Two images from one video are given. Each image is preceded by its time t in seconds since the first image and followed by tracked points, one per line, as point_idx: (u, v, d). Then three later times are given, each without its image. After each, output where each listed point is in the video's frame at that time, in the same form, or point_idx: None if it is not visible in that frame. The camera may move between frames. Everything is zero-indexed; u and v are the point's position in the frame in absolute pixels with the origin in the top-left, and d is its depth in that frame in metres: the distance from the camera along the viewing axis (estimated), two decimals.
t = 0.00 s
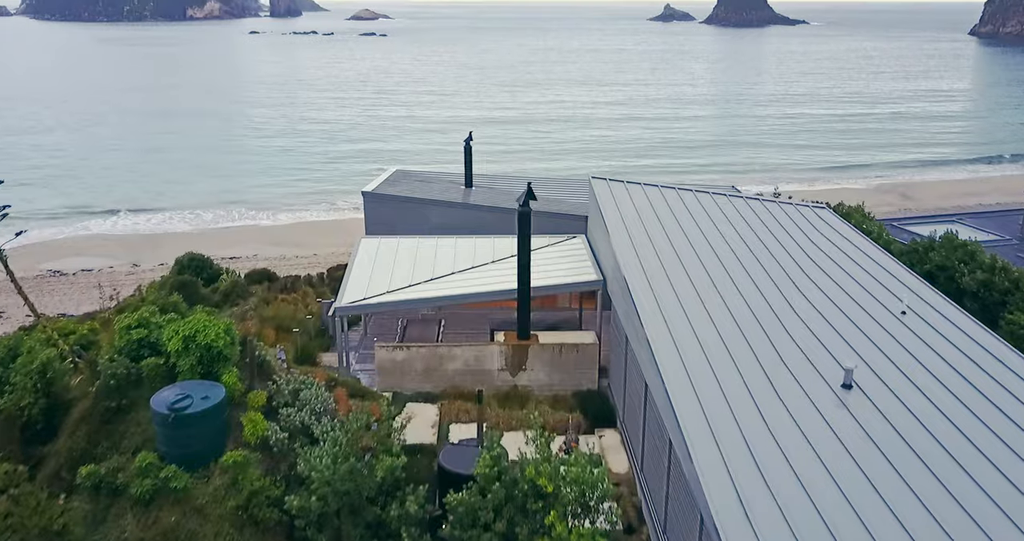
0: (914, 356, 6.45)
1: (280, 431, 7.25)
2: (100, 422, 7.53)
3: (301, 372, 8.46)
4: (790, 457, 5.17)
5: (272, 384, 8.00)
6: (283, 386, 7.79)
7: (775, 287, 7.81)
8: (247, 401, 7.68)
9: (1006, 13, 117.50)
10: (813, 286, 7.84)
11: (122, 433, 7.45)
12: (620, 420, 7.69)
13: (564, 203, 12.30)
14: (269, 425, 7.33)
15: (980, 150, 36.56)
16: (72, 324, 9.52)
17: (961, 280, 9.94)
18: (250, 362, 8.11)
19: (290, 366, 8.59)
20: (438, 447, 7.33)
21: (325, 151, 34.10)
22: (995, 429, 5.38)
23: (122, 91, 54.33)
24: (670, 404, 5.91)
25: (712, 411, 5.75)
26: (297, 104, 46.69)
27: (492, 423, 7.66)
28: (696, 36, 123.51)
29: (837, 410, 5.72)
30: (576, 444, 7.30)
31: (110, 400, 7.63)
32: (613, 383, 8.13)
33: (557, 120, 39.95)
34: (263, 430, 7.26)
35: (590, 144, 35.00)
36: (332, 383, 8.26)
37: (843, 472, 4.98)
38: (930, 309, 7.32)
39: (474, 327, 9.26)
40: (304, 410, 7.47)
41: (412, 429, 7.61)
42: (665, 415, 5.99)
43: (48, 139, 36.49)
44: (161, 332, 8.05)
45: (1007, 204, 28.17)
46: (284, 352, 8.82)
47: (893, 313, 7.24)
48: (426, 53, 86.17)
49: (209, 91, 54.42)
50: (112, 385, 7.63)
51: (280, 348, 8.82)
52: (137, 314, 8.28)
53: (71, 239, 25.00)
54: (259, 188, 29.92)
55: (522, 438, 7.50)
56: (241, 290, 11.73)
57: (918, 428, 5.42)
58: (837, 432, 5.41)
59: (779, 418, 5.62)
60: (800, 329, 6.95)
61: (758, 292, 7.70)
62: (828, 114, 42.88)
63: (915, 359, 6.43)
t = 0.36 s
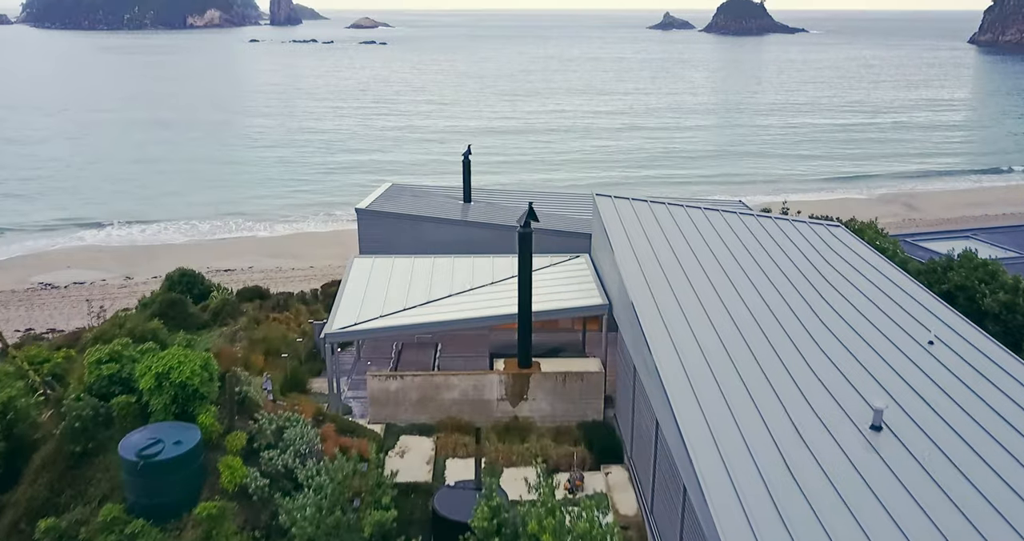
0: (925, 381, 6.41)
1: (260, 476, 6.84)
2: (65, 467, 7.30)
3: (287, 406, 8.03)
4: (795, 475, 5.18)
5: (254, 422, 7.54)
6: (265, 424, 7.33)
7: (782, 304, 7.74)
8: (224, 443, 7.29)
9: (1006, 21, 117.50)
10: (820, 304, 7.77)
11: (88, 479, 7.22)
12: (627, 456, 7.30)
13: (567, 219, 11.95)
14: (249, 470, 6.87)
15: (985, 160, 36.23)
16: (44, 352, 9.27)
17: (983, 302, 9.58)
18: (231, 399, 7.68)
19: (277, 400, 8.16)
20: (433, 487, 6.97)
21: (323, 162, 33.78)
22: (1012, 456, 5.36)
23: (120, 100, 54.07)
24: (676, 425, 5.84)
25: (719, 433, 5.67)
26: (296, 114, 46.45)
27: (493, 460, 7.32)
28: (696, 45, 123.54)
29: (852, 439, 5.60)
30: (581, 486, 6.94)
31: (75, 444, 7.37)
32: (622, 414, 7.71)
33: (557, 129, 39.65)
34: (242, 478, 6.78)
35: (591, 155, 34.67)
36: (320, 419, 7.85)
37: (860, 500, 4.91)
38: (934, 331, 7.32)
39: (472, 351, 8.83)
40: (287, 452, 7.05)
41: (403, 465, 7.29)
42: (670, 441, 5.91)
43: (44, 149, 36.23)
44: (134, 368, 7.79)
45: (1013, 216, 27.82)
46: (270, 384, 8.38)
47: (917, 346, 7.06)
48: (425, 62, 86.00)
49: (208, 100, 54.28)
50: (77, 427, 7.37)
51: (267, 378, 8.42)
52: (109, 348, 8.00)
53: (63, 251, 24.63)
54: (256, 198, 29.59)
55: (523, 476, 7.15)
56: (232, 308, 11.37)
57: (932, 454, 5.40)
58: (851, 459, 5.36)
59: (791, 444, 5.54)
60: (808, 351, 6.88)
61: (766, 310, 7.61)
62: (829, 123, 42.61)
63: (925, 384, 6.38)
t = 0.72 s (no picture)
0: (926, 385, 6.41)
1: (236, 533, 6.20)
2: (19, 522, 6.77)
3: (273, 444, 7.59)
4: (796, 478, 5.23)
5: (230, 467, 7.09)
6: (244, 472, 6.83)
7: (784, 306, 7.73)
8: (196, 494, 6.71)
9: (1005, 30, 117.44)
10: (822, 306, 7.77)
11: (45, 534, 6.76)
12: (637, 496, 6.95)
13: (570, 236, 11.59)
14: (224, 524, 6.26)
15: (989, 170, 35.94)
16: (15, 384, 9.08)
17: (1006, 324, 9.20)
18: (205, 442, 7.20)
19: (261, 437, 7.76)
20: (429, 531, 6.63)
21: (321, 173, 33.42)
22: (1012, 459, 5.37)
23: (118, 109, 53.79)
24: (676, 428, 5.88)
25: (720, 436, 5.71)
26: (295, 123, 46.19)
27: (490, 499, 6.93)
28: (696, 53, 123.51)
29: (870, 460, 5.41)
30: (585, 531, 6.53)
31: (31, 497, 6.87)
32: (629, 451, 7.34)
33: (558, 139, 39.36)
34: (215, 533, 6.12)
35: (592, 165, 34.38)
36: (306, 458, 7.41)
37: (859, 505, 4.93)
38: (934, 333, 7.33)
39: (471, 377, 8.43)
40: (267, 502, 6.48)
41: (397, 507, 6.98)
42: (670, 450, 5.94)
43: (40, 159, 35.94)
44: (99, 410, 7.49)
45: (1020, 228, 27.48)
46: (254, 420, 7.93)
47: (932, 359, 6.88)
48: (425, 71, 85.79)
49: (206, 109, 54.06)
50: (33, 479, 6.93)
51: (250, 412, 8.01)
52: (73, 387, 7.70)
53: (55, 262, 24.24)
54: (253, 210, 29.23)
55: (525, 519, 6.77)
56: (221, 327, 10.98)
57: (932, 458, 5.42)
58: (852, 463, 5.38)
59: (792, 448, 5.57)
60: (811, 354, 6.89)
61: (768, 313, 7.60)
62: (832, 133, 42.28)
63: (925, 388, 6.38)
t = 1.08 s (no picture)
0: (924, 388, 6.38)
1: None
2: None
3: (252, 490, 7.22)
4: (797, 479, 5.20)
5: (199, 524, 6.73)
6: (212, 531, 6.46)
7: (784, 310, 7.70)
8: None
9: (1006, 37, 117.34)
10: (823, 310, 7.72)
11: None
12: None
13: (572, 253, 11.17)
14: None
15: (994, 179, 35.59)
16: None
17: None
18: (173, 496, 6.83)
19: (241, 482, 7.38)
20: None
21: (319, 184, 33.01)
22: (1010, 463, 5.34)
23: (116, 119, 53.50)
24: (675, 428, 5.84)
25: (720, 435, 5.70)
26: (293, 132, 45.88)
27: None
28: (696, 62, 123.40)
29: (870, 464, 5.35)
30: None
31: None
32: (639, 494, 6.96)
33: (558, 149, 39.03)
34: None
35: (592, 175, 34.04)
36: (287, 505, 7.04)
37: (860, 506, 4.89)
38: (930, 335, 7.30)
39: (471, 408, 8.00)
40: None
41: None
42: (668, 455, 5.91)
43: (35, 169, 35.60)
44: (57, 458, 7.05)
45: None
46: (232, 461, 7.61)
47: (936, 366, 6.78)
48: (425, 79, 85.50)
49: (204, 118, 53.73)
50: None
51: (229, 454, 7.66)
52: (29, 432, 7.24)
53: (47, 274, 23.85)
54: (250, 221, 28.83)
55: None
56: (209, 348, 10.50)
57: (931, 461, 5.38)
58: (851, 464, 5.36)
59: (792, 449, 5.54)
60: (813, 358, 6.84)
61: (768, 317, 7.56)
62: (835, 143, 41.90)
63: (923, 392, 6.35)
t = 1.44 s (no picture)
0: (920, 394, 6.27)
1: None
2: None
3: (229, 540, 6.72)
4: (797, 480, 5.05)
5: None
6: None
7: (783, 310, 7.58)
8: None
9: (1006, 45, 117.28)
10: (824, 315, 7.54)
11: None
12: None
13: (575, 273, 10.66)
14: None
15: (999, 190, 35.22)
16: None
17: None
18: None
19: (218, 532, 6.89)
20: None
21: (317, 195, 32.60)
22: (1003, 467, 5.24)
23: (115, 127, 53.20)
24: (672, 425, 5.72)
25: (716, 431, 5.59)
26: (291, 142, 45.53)
27: None
28: (695, 70, 123.38)
29: (869, 467, 5.20)
30: None
31: None
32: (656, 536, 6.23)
33: (558, 159, 38.68)
34: None
35: (593, 186, 33.66)
36: None
37: (859, 504, 4.77)
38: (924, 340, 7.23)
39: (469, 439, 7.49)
40: None
41: None
42: (663, 456, 5.80)
43: (30, 180, 35.25)
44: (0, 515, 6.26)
45: None
46: (209, 508, 7.11)
47: (937, 376, 6.63)
48: (424, 87, 85.26)
49: (202, 127, 53.41)
50: None
51: (206, 500, 7.16)
52: None
53: (38, 286, 23.42)
54: (247, 233, 28.41)
55: None
56: (194, 371, 10.03)
57: (927, 464, 5.27)
58: (849, 462, 5.24)
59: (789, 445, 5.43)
60: (814, 362, 6.68)
61: (767, 318, 7.43)
62: (837, 153, 41.55)
63: (919, 397, 6.25)
